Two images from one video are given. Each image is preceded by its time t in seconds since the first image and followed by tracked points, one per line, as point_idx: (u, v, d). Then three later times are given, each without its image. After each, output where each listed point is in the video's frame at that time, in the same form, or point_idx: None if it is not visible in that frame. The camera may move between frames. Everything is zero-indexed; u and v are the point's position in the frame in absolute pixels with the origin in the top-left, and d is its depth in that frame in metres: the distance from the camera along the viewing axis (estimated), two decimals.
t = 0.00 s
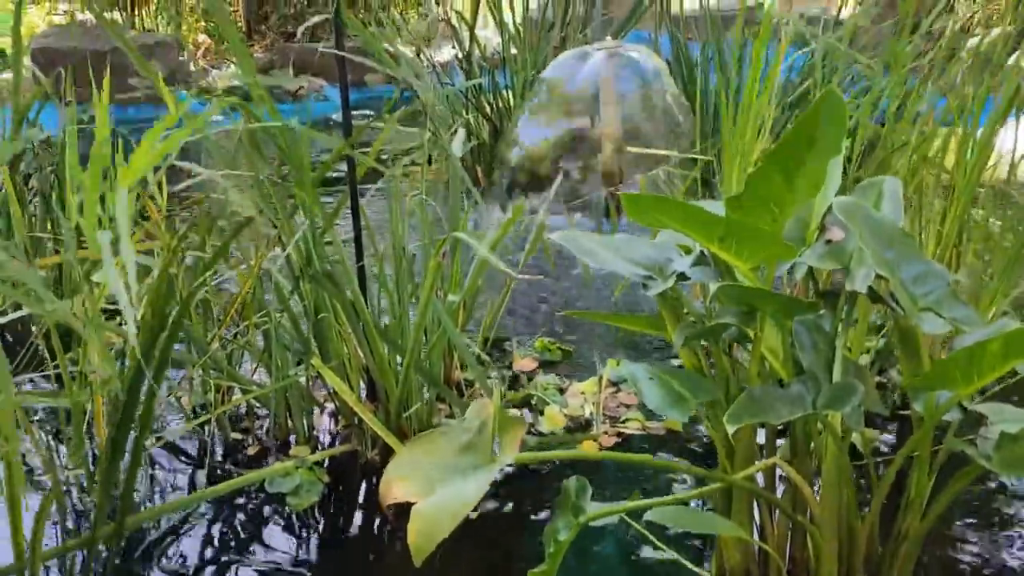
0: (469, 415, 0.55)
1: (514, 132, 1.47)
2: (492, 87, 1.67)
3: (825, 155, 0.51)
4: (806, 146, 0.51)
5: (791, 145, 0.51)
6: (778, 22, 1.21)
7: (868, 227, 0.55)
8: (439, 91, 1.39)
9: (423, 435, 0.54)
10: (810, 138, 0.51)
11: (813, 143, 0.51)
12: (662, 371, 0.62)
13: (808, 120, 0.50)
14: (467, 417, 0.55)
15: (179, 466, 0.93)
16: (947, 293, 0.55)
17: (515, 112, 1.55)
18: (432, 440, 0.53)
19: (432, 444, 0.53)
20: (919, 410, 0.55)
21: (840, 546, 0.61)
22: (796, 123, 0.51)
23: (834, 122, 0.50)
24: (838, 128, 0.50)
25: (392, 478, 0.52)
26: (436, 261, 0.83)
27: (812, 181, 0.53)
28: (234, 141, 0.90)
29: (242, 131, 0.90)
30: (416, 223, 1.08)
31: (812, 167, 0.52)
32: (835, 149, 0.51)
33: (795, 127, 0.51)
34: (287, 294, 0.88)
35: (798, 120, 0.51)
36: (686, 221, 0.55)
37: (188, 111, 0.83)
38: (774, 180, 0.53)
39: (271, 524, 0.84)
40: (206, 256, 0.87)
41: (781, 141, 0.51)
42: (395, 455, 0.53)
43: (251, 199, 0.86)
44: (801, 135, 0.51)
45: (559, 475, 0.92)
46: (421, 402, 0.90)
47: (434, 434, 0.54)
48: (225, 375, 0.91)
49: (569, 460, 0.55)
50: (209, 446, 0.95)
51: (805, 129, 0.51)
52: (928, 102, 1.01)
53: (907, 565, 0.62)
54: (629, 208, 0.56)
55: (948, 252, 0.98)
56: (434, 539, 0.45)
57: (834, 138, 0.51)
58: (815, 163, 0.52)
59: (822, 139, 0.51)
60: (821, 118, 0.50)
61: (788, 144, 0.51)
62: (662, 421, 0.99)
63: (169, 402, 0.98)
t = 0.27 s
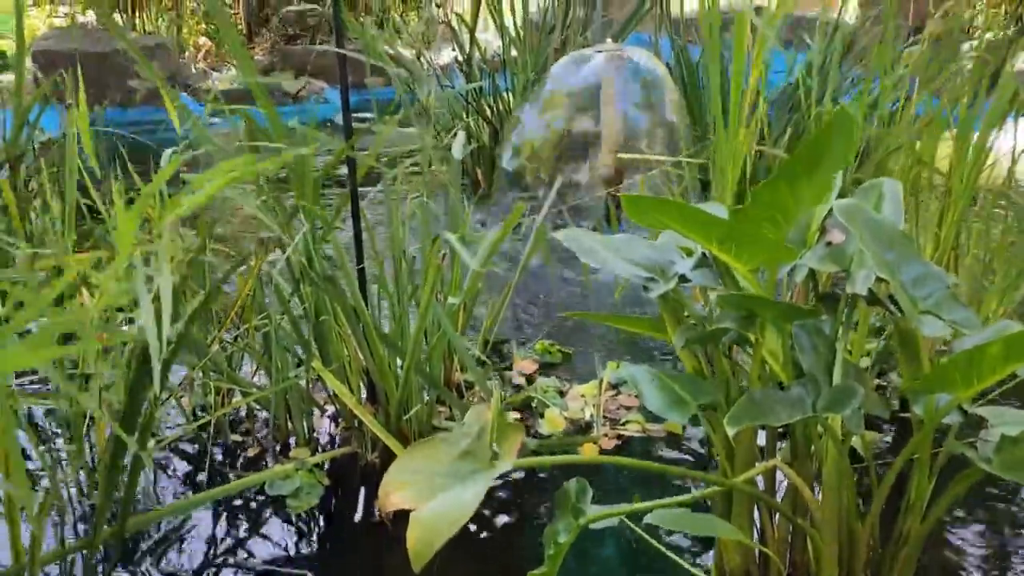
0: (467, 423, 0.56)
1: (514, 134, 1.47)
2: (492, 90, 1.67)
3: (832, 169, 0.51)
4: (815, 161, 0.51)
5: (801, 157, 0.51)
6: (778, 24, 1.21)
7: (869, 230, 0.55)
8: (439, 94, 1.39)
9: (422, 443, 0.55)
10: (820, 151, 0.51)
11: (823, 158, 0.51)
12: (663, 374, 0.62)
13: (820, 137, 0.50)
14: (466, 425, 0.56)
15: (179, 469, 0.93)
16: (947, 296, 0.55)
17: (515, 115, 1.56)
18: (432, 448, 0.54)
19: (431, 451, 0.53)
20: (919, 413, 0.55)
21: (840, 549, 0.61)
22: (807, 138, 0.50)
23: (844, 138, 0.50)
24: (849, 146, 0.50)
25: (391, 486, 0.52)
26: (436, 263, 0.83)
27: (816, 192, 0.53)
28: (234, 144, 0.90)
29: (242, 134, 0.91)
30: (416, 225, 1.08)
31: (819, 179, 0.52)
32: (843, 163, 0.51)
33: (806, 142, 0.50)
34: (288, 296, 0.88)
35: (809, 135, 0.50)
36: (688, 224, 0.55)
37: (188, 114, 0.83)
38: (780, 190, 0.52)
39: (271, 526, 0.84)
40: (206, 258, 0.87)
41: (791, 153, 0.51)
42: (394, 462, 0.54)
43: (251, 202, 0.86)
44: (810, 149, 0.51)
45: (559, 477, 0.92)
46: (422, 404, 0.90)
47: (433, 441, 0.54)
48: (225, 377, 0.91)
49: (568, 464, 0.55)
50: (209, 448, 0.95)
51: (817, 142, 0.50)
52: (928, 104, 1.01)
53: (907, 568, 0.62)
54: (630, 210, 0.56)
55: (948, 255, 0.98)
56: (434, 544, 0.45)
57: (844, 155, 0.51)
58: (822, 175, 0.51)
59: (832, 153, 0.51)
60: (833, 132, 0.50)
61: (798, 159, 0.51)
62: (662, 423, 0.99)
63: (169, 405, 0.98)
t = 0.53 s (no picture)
0: (471, 412, 0.55)
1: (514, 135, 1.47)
2: (492, 90, 1.67)
3: (824, 158, 0.50)
4: (805, 153, 0.50)
5: (790, 149, 0.50)
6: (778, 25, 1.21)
7: (870, 231, 0.55)
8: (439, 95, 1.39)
9: (425, 430, 0.54)
10: (809, 141, 0.49)
11: (813, 149, 0.50)
12: (663, 375, 0.62)
13: (807, 129, 0.49)
14: (469, 414, 0.55)
15: (179, 469, 0.93)
16: (947, 297, 0.55)
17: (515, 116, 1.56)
18: (435, 437, 0.53)
19: (434, 441, 0.53)
20: (920, 413, 0.55)
21: (840, 550, 0.61)
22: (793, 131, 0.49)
23: (834, 127, 0.48)
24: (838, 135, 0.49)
25: (392, 475, 0.52)
26: (436, 264, 0.83)
27: (811, 183, 0.52)
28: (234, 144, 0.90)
29: (242, 134, 0.91)
30: (416, 226, 1.08)
31: (811, 167, 0.51)
32: (835, 150, 0.50)
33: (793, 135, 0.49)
34: (287, 297, 0.88)
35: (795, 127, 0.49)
36: (685, 223, 0.55)
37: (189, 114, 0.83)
38: (774, 183, 0.52)
39: (271, 527, 0.84)
40: (206, 258, 0.87)
41: (780, 145, 0.50)
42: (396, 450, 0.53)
43: (252, 202, 0.86)
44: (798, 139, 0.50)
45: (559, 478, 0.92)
46: (422, 405, 0.90)
47: (436, 430, 0.54)
48: (225, 377, 0.91)
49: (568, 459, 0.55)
50: (209, 449, 0.95)
51: (805, 133, 0.49)
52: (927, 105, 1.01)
53: (907, 569, 0.61)
54: (629, 211, 0.56)
55: (948, 256, 0.98)
56: (435, 539, 0.46)
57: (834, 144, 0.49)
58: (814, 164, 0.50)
59: (822, 142, 0.49)
60: (820, 122, 0.48)
61: (786, 151, 0.50)
62: (662, 424, 0.99)
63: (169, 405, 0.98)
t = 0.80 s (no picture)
0: (469, 415, 0.55)
1: (514, 132, 1.47)
2: (492, 87, 1.67)
3: (834, 163, 0.50)
4: (814, 160, 0.49)
5: (797, 155, 0.49)
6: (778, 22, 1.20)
7: (872, 229, 0.55)
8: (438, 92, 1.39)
9: (424, 434, 0.54)
10: (818, 150, 0.48)
11: (822, 156, 0.49)
12: (663, 372, 0.62)
13: (818, 137, 0.48)
14: (468, 417, 0.55)
15: (178, 467, 0.93)
16: (947, 295, 0.55)
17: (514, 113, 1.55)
18: (433, 441, 0.53)
19: (433, 443, 0.53)
20: (919, 410, 0.55)
21: (841, 549, 0.61)
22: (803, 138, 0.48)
23: (844, 138, 0.47)
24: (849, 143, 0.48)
25: (391, 479, 0.52)
26: (435, 262, 0.83)
27: (819, 188, 0.51)
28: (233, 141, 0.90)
29: (241, 131, 0.90)
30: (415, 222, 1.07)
31: (817, 175, 0.50)
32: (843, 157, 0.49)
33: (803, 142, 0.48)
34: (286, 294, 0.88)
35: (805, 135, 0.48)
36: (687, 221, 0.54)
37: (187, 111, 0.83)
38: (780, 186, 0.51)
39: (270, 525, 0.84)
40: (205, 256, 0.87)
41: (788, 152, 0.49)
42: (395, 454, 0.53)
43: (250, 199, 0.86)
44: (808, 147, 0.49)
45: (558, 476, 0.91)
46: (421, 403, 0.90)
47: (435, 433, 0.54)
48: (223, 374, 0.91)
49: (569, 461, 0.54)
50: (208, 446, 0.95)
51: (815, 143, 0.48)
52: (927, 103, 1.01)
53: (908, 569, 0.61)
54: (629, 209, 0.56)
55: (948, 253, 0.98)
56: (436, 541, 0.45)
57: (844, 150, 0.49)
58: (820, 172, 0.50)
59: (830, 152, 0.49)
60: (831, 134, 0.47)
61: (795, 157, 0.49)
62: (662, 421, 0.99)
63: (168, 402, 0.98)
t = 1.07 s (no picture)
0: (465, 412, 0.55)
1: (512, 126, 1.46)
2: (490, 81, 1.66)
3: (832, 152, 0.49)
4: (812, 148, 0.49)
5: (795, 143, 0.49)
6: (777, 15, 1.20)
7: (872, 222, 0.54)
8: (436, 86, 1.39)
9: (419, 432, 0.54)
10: (816, 137, 0.48)
11: (820, 144, 0.48)
12: (662, 367, 0.62)
13: (815, 124, 0.47)
14: (464, 414, 0.55)
15: (176, 462, 0.93)
16: (948, 288, 0.55)
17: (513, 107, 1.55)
18: (429, 439, 0.53)
19: (429, 442, 0.53)
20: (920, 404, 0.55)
21: (841, 543, 0.61)
22: (801, 126, 0.48)
23: (842, 123, 0.47)
24: (847, 130, 0.48)
25: (387, 477, 0.52)
26: (432, 256, 0.82)
27: (818, 177, 0.51)
28: (230, 136, 0.89)
29: (238, 126, 0.90)
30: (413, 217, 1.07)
31: (816, 164, 0.50)
32: (841, 145, 0.49)
33: (801, 129, 0.48)
34: (284, 289, 0.88)
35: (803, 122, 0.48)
36: (686, 213, 0.54)
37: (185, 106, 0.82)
38: (778, 176, 0.51)
39: (269, 520, 0.84)
40: (202, 250, 0.87)
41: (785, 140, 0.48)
42: (389, 453, 0.53)
43: (247, 193, 0.85)
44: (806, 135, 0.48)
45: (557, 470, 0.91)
46: (419, 397, 0.90)
47: (430, 431, 0.53)
48: (221, 369, 0.90)
49: (566, 458, 0.54)
50: (206, 441, 0.95)
51: (813, 131, 0.48)
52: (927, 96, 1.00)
53: (907, 563, 0.61)
54: (627, 200, 0.56)
55: (947, 247, 0.97)
56: (432, 544, 0.45)
57: (842, 138, 0.48)
58: (819, 161, 0.49)
59: (828, 140, 0.48)
60: (830, 119, 0.47)
61: (793, 145, 0.49)
62: (661, 415, 0.99)
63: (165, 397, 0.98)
